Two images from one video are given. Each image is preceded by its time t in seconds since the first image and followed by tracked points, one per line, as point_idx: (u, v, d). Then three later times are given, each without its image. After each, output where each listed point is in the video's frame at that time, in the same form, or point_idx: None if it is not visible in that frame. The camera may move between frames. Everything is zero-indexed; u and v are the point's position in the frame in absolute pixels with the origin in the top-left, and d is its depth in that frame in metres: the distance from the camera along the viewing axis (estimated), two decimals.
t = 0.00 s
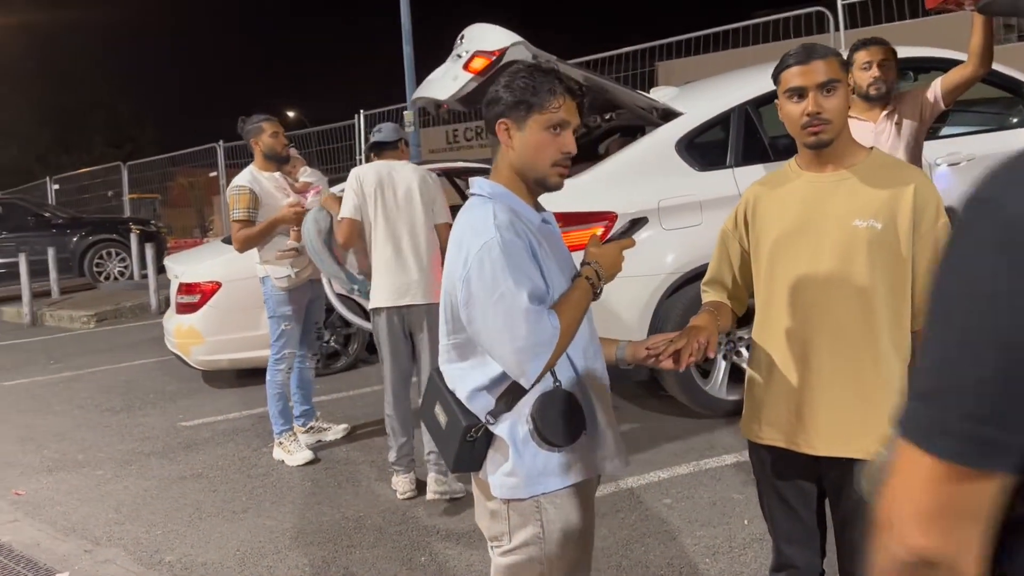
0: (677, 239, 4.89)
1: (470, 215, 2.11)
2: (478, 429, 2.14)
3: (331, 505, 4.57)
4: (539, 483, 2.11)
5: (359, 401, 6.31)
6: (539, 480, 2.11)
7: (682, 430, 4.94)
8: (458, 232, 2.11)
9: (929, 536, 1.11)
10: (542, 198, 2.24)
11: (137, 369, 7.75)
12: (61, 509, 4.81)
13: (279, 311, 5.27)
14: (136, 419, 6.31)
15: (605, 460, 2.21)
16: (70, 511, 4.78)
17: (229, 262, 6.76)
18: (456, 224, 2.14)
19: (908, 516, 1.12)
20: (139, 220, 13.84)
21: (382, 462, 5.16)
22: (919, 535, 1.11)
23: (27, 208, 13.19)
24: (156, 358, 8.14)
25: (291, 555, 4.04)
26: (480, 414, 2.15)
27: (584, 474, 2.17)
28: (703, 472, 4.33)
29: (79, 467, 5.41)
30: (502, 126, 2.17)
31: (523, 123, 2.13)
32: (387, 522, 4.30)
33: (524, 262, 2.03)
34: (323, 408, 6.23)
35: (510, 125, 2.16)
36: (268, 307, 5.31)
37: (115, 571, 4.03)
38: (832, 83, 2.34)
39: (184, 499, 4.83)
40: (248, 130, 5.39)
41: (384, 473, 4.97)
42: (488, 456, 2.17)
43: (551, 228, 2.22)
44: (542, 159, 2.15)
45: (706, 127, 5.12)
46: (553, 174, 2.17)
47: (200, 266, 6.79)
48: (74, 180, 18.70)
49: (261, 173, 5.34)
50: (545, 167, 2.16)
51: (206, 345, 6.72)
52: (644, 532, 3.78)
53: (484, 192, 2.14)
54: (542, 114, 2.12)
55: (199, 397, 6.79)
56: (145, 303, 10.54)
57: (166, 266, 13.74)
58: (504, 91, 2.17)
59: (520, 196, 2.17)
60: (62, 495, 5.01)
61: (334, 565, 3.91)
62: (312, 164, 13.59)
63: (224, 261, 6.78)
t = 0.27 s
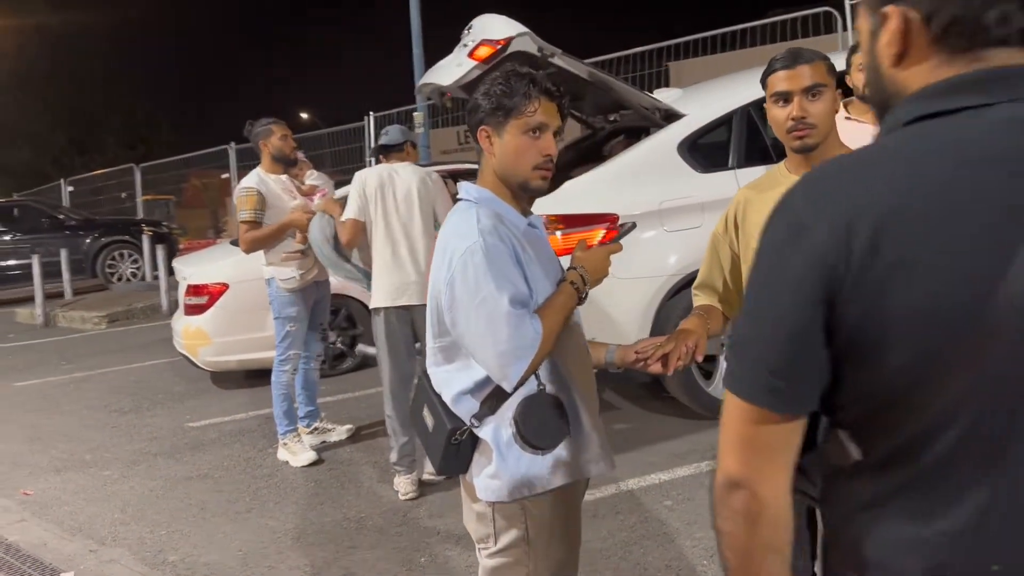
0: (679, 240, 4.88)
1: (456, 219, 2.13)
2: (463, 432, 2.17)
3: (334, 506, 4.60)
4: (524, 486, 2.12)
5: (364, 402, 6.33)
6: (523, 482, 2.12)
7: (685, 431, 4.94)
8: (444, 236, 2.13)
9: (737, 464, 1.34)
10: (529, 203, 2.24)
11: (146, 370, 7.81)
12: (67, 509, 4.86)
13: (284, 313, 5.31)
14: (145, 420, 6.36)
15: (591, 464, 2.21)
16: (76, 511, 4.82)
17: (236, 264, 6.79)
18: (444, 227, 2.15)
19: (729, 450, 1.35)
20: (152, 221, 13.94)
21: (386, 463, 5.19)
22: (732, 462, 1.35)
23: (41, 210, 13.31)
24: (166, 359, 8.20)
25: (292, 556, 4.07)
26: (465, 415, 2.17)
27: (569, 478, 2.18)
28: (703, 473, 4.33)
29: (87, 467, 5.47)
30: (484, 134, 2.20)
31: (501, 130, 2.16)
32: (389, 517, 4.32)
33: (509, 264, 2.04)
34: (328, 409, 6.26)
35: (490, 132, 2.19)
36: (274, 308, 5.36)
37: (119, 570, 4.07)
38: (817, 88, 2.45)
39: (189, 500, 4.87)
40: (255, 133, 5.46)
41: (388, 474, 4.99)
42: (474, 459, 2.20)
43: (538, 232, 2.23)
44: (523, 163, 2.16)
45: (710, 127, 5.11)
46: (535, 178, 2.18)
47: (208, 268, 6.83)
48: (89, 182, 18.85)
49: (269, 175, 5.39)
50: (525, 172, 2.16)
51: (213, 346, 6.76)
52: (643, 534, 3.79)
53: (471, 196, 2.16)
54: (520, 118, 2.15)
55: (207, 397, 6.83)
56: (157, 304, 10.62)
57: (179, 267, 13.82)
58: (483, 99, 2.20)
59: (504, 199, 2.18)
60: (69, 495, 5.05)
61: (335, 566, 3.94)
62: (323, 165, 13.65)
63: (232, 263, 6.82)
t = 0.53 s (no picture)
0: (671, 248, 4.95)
1: (442, 232, 2.37)
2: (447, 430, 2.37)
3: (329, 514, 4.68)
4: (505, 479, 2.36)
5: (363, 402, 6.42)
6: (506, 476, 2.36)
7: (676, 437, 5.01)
8: (431, 247, 2.38)
9: (708, 454, 1.43)
10: (513, 213, 2.45)
11: (144, 368, 7.86)
12: (66, 509, 4.91)
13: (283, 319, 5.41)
14: (143, 421, 6.41)
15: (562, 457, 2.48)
16: (75, 512, 4.88)
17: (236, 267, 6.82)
18: (431, 239, 2.40)
19: (694, 437, 1.44)
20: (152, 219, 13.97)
21: (381, 467, 5.26)
22: (700, 454, 1.44)
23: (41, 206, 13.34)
24: (163, 357, 8.24)
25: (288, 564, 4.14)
26: (447, 418, 2.35)
27: (545, 470, 2.44)
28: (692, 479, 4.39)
29: (85, 468, 5.52)
30: (471, 138, 2.45)
31: (490, 136, 2.42)
32: (385, 534, 4.42)
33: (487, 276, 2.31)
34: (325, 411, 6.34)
35: (477, 135, 2.43)
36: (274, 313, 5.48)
37: (116, 573, 4.12)
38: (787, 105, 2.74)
39: (187, 504, 4.93)
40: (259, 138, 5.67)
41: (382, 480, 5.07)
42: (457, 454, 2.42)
43: (517, 236, 2.44)
44: (506, 170, 2.42)
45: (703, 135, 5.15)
46: (517, 183, 2.44)
47: (209, 268, 6.91)
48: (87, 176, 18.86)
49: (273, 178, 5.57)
50: (510, 176, 2.43)
51: (213, 349, 6.80)
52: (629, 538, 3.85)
53: (456, 208, 2.39)
54: (505, 127, 2.41)
55: (206, 398, 6.89)
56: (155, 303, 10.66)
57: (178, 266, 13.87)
58: (471, 107, 2.43)
59: (488, 209, 2.39)
60: (67, 496, 5.11)
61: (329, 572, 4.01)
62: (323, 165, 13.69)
63: (231, 266, 6.84)
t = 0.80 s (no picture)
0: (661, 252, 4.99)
1: (424, 234, 2.39)
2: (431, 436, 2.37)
3: (321, 516, 4.71)
4: (490, 483, 2.40)
5: (358, 403, 6.45)
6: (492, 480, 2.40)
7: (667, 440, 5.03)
8: (413, 250, 2.39)
9: (691, 427, 1.55)
10: (496, 216, 2.46)
11: (140, 369, 7.87)
12: (59, 511, 4.93)
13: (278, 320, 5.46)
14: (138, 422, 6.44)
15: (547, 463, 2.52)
16: (68, 514, 4.90)
17: (228, 267, 6.86)
18: (413, 241, 2.42)
19: (678, 407, 1.55)
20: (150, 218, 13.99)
21: (373, 472, 5.29)
22: (684, 423, 1.55)
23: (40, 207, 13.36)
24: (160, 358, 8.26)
25: (278, 565, 4.17)
26: (428, 423, 2.36)
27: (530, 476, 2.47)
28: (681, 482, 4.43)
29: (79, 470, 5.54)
30: (467, 146, 2.43)
31: (485, 142, 2.41)
32: (375, 535, 4.46)
33: (468, 280, 2.34)
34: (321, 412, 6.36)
35: (473, 143, 2.42)
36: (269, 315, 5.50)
37: None
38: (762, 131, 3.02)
39: (180, 505, 4.96)
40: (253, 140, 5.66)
41: (373, 483, 5.10)
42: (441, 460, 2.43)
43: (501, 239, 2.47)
44: (501, 174, 2.44)
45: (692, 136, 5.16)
46: (510, 186, 2.46)
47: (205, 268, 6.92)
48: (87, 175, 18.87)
49: (268, 179, 5.58)
50: (503, 180, 2.44)
51: (207, 350, 6.84)
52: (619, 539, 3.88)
53: (438, 211, 2.41)
54: (499, 133, 2.40)
55: (202, 399, 6.92)
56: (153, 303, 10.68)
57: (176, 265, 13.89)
58: (460, 113, 2.42)
59: (470, 213, 2.41)
60: (60, 498, 5.13)
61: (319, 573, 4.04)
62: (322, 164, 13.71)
63: (224, 266, 6.88)
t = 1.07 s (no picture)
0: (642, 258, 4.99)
1: (398, 243, 2.37)
2: (405, 449, 2.34)
3: (299, 525, 4.68)
4: (465, 495, 2.39)
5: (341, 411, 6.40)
6: (467, 492, 2.39)
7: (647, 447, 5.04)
8: (386, 259, 2.37)
9: (656, 422, 1.58)
10: (469, 224, 2.44)
11: (121, 375, 7.82)
12: (35, 521, 4.89)
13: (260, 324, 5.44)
14: (118, 430, 6.39)
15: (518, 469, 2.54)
16: (44, 523, 4.85)
17: (208, 274, 6.83)
18: (386, 250, 2.40)
19: (644, 404, 1.59)
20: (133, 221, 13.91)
21: (353, 479, 5.27)
22: (651, 418, 1.58)
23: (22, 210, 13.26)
24: (141, 363, 8.20)
25: None
26: (402, 436, 2.34)
27: (502, 485, 2.47)
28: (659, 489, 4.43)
29: (57, 479, 5.49)
30: (445, 156, 2.39)
31: (464, 153, 2.38)
32: (355, 544, 4.41)
33: (441, 290, 2.32)
34: (302, 418, 6.34)
35: (452, 153, 2.38)
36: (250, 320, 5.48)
37: None
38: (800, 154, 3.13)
39: (157, 514, 4.92)
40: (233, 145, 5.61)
41: (352, 490, 5.08)
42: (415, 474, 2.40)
43: (475, 247, 2.46)
44: (479, 185, 2.40)
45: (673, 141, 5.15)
46: (488, 198, 2.43)
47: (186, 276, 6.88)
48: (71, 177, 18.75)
49: (248, 185, 5.54)
50: (481, 192, 2.41)
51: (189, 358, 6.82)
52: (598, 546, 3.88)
53: (411, 220, 2.39)
54: (477, 144, 2.37)
55: (183, 405, 6.88)
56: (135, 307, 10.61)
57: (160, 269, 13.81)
58: (437, 122, 2.39)
59: (442, 222, 2.39)
60: (36, 507, 5.08)
61: None
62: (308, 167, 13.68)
63: (204, 272, 6.85)
